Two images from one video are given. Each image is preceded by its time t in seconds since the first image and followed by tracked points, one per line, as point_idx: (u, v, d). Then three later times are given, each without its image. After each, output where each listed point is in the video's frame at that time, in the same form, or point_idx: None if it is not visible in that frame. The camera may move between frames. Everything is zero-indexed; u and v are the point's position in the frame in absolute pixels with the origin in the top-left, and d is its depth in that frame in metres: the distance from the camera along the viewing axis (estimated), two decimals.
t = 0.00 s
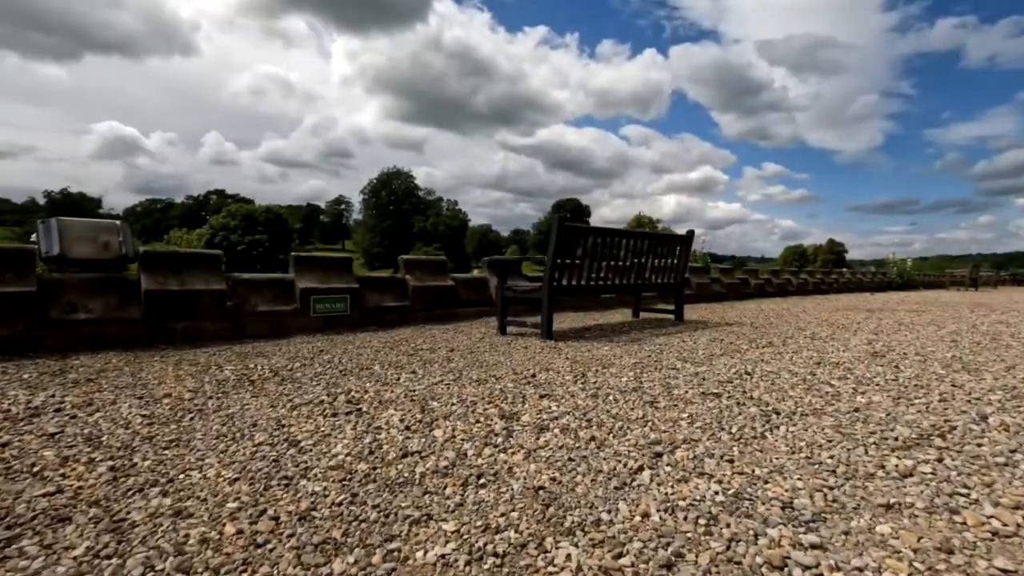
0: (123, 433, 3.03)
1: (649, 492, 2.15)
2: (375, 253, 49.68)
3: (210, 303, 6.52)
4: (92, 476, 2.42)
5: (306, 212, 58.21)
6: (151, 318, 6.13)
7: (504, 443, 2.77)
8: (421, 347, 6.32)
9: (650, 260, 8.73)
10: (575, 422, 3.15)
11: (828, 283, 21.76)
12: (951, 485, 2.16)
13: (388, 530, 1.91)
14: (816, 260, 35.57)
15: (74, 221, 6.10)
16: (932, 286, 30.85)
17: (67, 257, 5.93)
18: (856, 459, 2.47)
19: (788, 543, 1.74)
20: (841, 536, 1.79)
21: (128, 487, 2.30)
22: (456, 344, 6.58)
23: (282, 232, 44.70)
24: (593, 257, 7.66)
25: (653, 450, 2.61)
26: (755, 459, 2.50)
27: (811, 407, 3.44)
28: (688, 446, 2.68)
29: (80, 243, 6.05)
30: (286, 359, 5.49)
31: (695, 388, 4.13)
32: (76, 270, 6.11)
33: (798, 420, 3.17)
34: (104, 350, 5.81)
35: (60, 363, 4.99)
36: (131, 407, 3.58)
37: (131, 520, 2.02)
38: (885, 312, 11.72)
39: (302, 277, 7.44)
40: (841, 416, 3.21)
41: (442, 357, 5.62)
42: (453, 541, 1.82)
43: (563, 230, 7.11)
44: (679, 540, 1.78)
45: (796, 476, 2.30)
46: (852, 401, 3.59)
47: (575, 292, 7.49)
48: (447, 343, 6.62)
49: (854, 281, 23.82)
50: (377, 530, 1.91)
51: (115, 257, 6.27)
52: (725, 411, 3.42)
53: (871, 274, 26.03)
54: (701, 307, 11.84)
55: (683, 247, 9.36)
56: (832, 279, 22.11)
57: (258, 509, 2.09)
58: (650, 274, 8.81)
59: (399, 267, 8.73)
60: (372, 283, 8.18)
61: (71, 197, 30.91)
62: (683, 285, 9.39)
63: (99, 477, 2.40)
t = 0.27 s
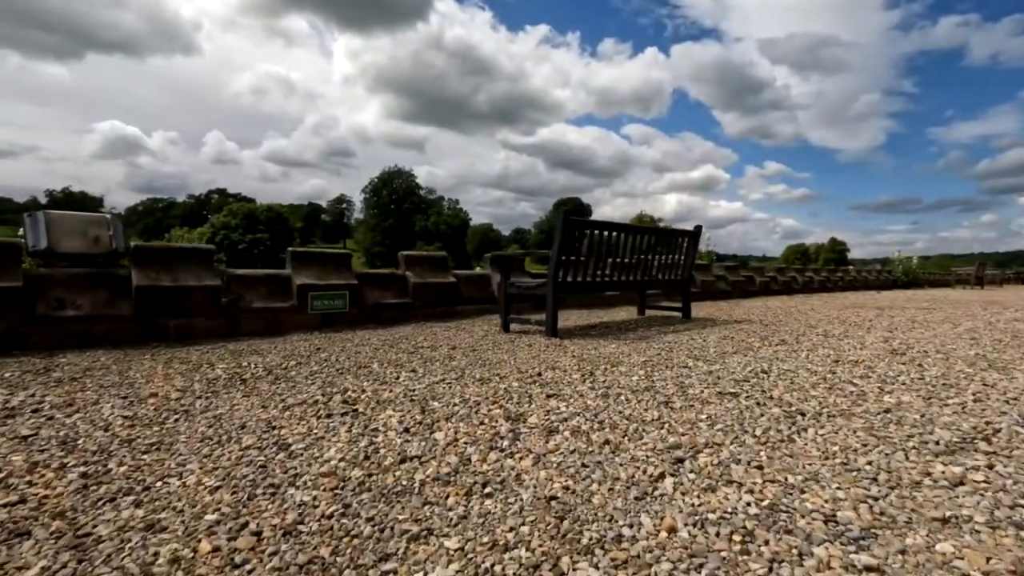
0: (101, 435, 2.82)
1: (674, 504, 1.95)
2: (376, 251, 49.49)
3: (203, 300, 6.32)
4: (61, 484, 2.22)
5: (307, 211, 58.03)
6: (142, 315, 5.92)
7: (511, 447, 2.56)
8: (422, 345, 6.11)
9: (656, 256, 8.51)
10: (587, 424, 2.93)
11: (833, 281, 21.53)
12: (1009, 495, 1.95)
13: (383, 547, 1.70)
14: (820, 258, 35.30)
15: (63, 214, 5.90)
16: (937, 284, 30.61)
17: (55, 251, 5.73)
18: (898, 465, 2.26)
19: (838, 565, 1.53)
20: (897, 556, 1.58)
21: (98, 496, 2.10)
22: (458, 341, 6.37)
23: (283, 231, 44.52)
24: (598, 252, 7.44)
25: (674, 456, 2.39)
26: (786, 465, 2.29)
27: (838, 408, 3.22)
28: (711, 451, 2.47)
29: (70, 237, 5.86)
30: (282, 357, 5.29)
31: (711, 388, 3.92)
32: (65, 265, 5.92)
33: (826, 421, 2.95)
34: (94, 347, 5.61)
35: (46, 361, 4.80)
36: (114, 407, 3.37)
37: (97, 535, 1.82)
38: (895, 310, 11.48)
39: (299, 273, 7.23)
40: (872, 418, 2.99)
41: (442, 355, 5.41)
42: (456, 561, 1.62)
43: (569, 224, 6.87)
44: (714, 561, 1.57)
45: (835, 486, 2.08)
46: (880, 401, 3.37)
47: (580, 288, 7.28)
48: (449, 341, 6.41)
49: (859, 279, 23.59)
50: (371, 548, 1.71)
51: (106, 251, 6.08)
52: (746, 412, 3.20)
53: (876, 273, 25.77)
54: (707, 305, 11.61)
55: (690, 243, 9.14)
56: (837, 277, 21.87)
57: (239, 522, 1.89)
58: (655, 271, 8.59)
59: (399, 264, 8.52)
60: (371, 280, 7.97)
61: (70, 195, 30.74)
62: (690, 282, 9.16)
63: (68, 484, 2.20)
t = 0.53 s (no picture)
0: (72, 448, 2.59)
1: (708, 532, 1.72)
2: (376, 251, 49.26)
3: (195, 300, 6.09)
4: (18, 506, 2.00)
5: (306, 211, 57.79)
6: (131, 316, 5.70)
7: (520, 462, 2.33)
8: (422, 347, 5.88)
9: (662, 255, 8.28)
10: (601, 434, 2.70)
11: (837, 281, 21.30)
12: None
13: None
14: (822, 258, 35.08)
15: (48, 211, 5.65)
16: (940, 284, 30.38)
17: (40, 250, 5.51)
18: (952, 484, 2.03)
19: None
20: None
21: (57, 521, 1.88)
22: (459, 343, 6.14)
23: (282, 230, 44.28)
24: (603, 251, 7.21)
25: (701, 472, 2.17)
26: (826, 483, 2.07)
27: (869, 416, 2.99)
28: (741, 466, 2.24)
29: (55, 235, 5.64)
30: (275, 360, 5.06)
31: (728, 393, 3.69)
32: (50, 264, 5.70)
33: (859, 431, 2.72)
34: (79, 350, 5.38)
35: (27, 364, 4.57)
36: (90, 415, 3.15)
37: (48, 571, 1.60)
38: (905, 310, 11.26)
39: (295, 272, 7.01)
40: (909, 427, 2.76)
41: (443, 357, 5.18)
42: None
43: (573, 221, 6.62)
44: None
45: (887, 510, 1.86)
46: (914, 408, 3.14)
47: (584, 288, 7.05)
48: (449, 342, 6.18)
49: (862, 279, 23.37)
50: None
51: (93, 250, 5.86)
52: (771, 421, 2.97)
53: (880, 272, 25.54)
54: (713, 305, 11.38)
55: (696, 241, 8.91)
56: (841, 277, 21.64)
57: (212, 554, 1.67)
58: (661, 270, 8.36)
59: (398, 263, 8.30)
60: (369, 279, 7.74)
61: (67, 194, 30.51)
62: (696, 282, 8.93)
63: (26, 507, 1.98)
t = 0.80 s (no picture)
0: (39, 467, 2.38)
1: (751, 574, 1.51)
2: (376, 252, 49.03)
3: (186, 302, 5.87)
4: None
5: (305, 211, 57.56)
6: (118, 319, 5.48)
7: (531, 484, 2.11)
8: (422, 351, 5.66)
9: (669, 255, 8.05)
10: (617, 451, 2.48)
11: (841, 281, 21.08)
12: None
13: None
14: (824, 258, 34.85)
15: (31, 210, 5.39)
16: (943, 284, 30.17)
17: (24, 250, 5.29)
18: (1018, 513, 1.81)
19: None
20: None
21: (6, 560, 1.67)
22: (460, 346, 5.92)
23: (281, 230, 44.04)
24: (609, 251, 6.98)
25: (734, 497, 1.95)
26: (876, 511, 1.85)
27: (906, 429, 2.77)
28: (777, 489, 2.02)
29: (39, 235, 5.41)
30: (268, 365, 4.83)
31: (749, 401, 3.46)
32: (34, 264, 5.47)
33: (899, 447, 2.50)
34: (64, 355, 5.16)
35: (6, 371, 4.35)
36: (65, 429, 2.93)
37: None
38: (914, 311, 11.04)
39: (291, 272, 6.78)
40: (953, 442, 2.54)
41: (444, 362, 4.95)
42: None
43: (581, 221, 6.30)
44: None
45: (952, 546, 1.64)
46: (952, 420, 2.92)
47: (589, 289, 6.82)
48: (450, 346, 5.96)
49: (866, 279, 23.15)
50: None
51: (80, 250, 5.65)
52: (802, 435, 2.74)
53: (883, 273, 25.31)
54: (719, 306, 11.15)
55: (703, 241, 8.68)
56: (846, 277, 21.42)
57: None
58: (666, 270, 8.14)
59: (398, 263, 8.07)
60: (367, 280, 7.51)
61: (65, 194, 30.30)
62: (703, 282, 8.71)
63: None
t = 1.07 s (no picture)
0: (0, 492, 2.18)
1: None
2: (375, 252, 48.79)
3: (176, 306, 5.67)
4: None
5: (305, 211, 57.37)
6: (105, 323, 5.27)
7: (540, 513, 1.92)
8: (421, 356, 5.46)
9: (674, 256, 7.83)
10: (632, 471, 2.29)
11: (844, 282, 20.88)
12: None
13: None
14: (827, 258, 34.69)
15: (17, 210, 5.21)
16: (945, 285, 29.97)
17: (7, 252, 5.09)
18: None
19: None
20: None
21: None
22: (461, 351, 5.72)
23: (280, 231, 43.84)
24: (613, 252, 6.77)
25: (768, 530, 1.75)
26: (929, 547, 1.65)
27: (942, 446, 2.57)
28: (814, 520, 1.82)
29: (24, 236, 5.21)
30: (260, 372, 4.63)
31: (767, 413, 3.26)
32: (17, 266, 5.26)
33: (939, 467, 2.30)
34: (48, 361, 4.96)
35: None
36: (36, 445, 2.73)
37: None
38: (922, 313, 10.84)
39: (286, 274, 6.58)
40: (997, 462, 2.34)
41: (443, 369, 4.74)
42: None
43: (587, 222, 6.04)
44: None
45: None
46: (990, 435, 2.72)
47: (593, 291, 6.62)
48: (451, 351, 5.77)
49: (869, 280, 22.96)
50: None
51: (66, 252, 5.44)
52: (832, 452, 2.53)
53: (887, 274, 25.10)
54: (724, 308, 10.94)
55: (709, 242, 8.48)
56: (850, 278, 21.21)
57: None
58: (672, 271, 7.92)
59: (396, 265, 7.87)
60: (365, 282, 7.30)
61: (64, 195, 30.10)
62: (709, 284, 8.49)
63: None
